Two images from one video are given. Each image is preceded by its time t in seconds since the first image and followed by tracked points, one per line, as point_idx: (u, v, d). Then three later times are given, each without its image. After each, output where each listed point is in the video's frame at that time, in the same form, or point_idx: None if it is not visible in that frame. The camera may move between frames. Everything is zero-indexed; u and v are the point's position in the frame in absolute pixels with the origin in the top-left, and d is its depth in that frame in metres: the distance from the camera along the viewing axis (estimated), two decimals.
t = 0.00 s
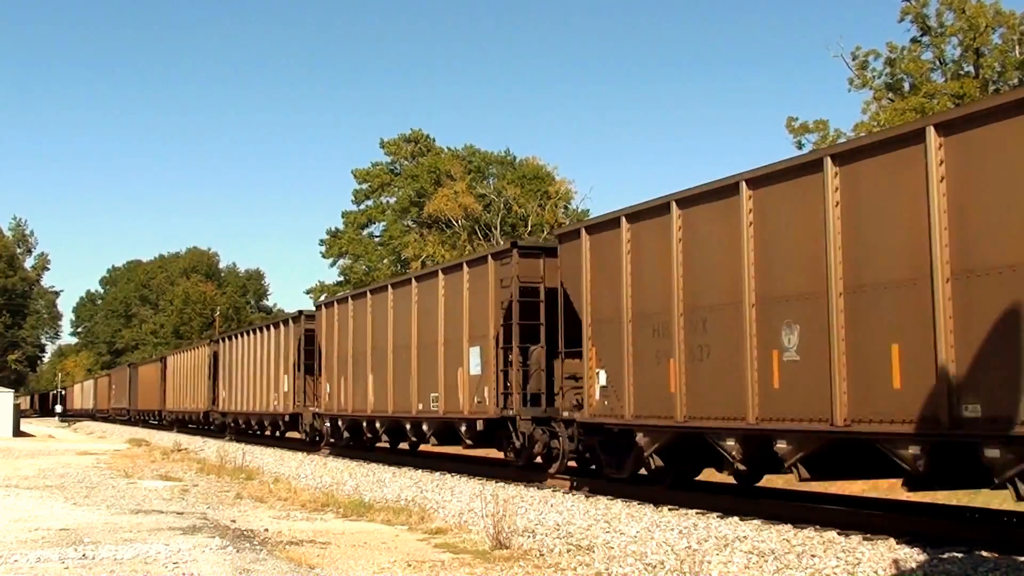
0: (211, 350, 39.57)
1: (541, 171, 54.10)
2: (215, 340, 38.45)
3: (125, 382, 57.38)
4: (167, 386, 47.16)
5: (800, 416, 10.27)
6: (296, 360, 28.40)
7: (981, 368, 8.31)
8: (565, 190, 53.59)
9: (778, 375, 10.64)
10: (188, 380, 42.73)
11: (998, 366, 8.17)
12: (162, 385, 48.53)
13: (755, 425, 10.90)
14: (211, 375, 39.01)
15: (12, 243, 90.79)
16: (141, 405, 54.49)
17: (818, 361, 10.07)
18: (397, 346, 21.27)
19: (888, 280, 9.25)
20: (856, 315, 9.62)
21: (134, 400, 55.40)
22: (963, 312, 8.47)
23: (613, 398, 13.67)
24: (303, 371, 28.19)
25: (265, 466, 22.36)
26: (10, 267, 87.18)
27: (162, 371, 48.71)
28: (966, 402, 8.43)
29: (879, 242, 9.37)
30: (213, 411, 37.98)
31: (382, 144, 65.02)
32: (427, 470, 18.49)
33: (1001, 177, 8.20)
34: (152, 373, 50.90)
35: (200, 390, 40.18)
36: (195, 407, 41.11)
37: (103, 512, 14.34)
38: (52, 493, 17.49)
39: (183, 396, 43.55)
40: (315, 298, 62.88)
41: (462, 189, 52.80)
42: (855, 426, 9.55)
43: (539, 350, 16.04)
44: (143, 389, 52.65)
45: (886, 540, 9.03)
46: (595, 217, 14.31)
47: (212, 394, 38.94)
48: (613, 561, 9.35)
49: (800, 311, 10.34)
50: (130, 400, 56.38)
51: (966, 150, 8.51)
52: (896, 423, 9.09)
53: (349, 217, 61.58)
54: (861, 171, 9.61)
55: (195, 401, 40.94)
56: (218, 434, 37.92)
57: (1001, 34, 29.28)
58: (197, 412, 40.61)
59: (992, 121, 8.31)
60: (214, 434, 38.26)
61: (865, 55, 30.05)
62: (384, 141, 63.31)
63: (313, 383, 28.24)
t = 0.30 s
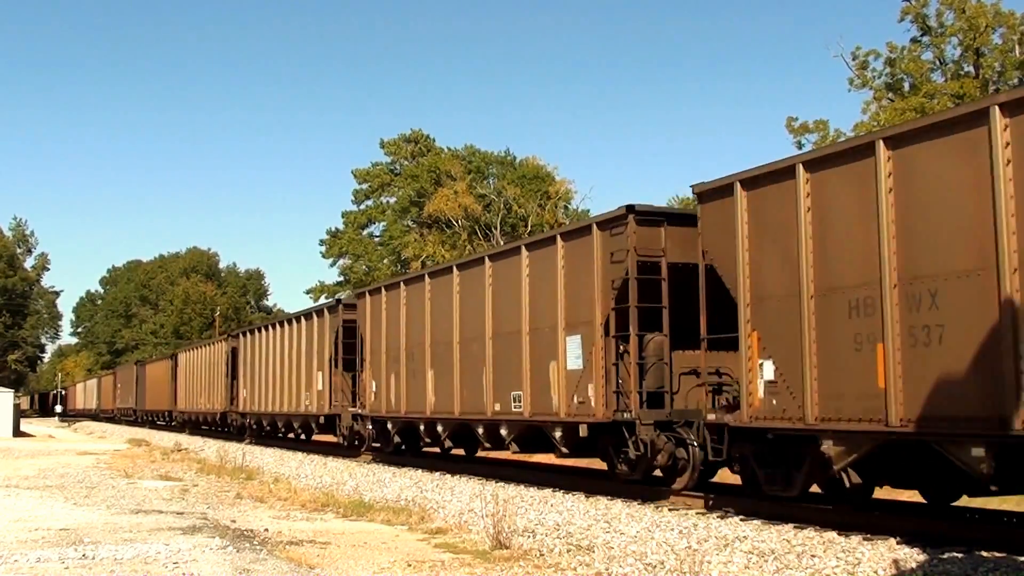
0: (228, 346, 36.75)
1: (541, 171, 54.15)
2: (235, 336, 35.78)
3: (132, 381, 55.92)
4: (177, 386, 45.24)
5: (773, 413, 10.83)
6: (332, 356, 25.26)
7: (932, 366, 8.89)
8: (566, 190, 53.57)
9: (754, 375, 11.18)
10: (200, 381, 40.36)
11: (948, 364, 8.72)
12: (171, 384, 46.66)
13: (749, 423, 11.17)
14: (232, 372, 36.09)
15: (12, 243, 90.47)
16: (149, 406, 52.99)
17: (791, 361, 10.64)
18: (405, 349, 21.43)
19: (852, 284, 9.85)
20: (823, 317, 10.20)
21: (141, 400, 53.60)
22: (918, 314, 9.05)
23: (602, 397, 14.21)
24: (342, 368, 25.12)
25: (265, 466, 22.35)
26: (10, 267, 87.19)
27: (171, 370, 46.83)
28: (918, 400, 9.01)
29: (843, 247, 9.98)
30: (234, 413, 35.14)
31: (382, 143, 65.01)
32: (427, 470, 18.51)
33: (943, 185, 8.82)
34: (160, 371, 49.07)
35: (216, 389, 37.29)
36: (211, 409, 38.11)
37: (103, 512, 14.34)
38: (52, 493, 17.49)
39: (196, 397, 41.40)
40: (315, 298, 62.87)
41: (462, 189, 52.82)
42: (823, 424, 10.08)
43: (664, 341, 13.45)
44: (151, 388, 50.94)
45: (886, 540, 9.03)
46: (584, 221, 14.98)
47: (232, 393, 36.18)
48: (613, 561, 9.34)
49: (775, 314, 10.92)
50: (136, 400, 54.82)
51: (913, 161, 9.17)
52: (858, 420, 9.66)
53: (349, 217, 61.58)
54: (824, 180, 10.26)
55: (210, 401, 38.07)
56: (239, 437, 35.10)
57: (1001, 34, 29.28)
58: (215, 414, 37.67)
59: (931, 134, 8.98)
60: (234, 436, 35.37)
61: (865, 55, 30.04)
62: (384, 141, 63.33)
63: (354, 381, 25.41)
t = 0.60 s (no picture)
0: (253, 341, 34.13)
1: (540, 171, 54.23)
2: (260, 329, 33.09)
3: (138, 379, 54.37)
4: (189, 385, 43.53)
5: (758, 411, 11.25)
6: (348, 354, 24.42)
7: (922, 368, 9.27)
8: (565, 190, 53.60)
9: (737, 372, 11.61)
10: (217, 379, 38.07)
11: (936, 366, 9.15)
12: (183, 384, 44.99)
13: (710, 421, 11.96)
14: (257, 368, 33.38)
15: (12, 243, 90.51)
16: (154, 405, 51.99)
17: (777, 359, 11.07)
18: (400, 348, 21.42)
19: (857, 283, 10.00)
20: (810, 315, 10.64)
21: (150, 399, 52.00)
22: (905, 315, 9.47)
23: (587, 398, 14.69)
24: (375, 365, 22.64)
25: (265, 466, 22.35)
26: (9, 267, 87.19)
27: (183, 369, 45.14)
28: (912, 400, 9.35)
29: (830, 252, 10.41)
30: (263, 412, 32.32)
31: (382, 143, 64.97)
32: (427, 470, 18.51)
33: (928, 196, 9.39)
34: (171, 369, 47.47)
35: (241, 385, 34.47)
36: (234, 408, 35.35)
37: (104, 512, 14.35)
38: (53, 493, 17.49)
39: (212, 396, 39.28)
40: (314, 298, 62.94)
41: (461, 189, 52.81)
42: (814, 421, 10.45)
43: (851, 321, 10.77)
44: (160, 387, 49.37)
45: (886, 540, 9.04)
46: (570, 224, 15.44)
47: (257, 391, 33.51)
48: (613, 561, 9.35)
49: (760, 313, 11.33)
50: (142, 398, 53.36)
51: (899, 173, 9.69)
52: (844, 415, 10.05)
53: (349, 217, 61.58)
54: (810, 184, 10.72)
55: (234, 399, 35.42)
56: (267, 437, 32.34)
57: (1001, 34, 29.26)
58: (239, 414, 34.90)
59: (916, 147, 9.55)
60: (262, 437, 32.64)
61: (864, 55, 30.05)
62: (384, 141, 63.32)
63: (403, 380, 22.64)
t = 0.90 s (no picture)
0: (279, 336, 31.17)
1: (541, 170, 53.93)
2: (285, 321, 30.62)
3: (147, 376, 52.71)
4: (202, 384, 41.36)
5: (729, 411, 11.37)
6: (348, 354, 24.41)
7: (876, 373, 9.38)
8: (565, 190, 53.68)
9: (725, 376, 11.44)
10: (238, 378, 35.28)
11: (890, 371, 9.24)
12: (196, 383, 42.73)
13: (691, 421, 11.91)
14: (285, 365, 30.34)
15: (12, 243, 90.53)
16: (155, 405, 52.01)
17: (739, 362, 11.22)
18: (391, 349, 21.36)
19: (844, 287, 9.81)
20: (773, 318, 10.78)
21: (158, 400, 50.28)
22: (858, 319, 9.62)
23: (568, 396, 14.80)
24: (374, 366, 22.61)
25: (265, 466, 22.34)
26: (10, 267, 87.14)
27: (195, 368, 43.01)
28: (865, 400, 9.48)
29: (791, 258, 10.54)
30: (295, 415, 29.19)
31: (382, 143, 64.93)
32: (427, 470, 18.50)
33: (876, 202, 9.49)
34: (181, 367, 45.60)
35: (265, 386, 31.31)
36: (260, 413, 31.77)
37: (103, 512, 14.34)
38: (52, 493, 17.49)
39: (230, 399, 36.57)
40: (314, 298, 62.99)
41: (462, 189, 52.77)
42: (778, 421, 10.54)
43: None
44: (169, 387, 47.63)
45: (886, 540, 9.04)
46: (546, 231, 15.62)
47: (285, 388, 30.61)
48: (613, 561, 9.34)
49: (727, 316, 11.47)
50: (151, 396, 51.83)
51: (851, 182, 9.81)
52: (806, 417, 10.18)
53: (349, 217, 61.56)
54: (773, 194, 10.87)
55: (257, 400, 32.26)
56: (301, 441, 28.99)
57: (1001, 34, 29.27)
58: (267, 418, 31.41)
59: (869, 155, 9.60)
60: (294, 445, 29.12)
61: (864, 55, 30.07)
62: (384, 141, 63.32)
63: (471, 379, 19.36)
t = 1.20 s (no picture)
0: (314, 328, 28.35)
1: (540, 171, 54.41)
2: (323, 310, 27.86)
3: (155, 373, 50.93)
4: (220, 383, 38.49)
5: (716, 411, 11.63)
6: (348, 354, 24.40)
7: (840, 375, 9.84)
8: (565, 190, 53.75)
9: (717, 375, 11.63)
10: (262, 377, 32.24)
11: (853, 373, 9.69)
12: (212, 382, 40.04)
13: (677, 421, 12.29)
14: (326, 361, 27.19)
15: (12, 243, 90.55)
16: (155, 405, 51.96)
17: (715, 364, 11.67)
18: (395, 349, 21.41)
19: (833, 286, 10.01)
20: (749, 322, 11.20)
21: (167, 400, 48.53)
22: (824, 323, 10.09)
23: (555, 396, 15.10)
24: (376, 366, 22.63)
25: (265, 466, 22.34)
26: (10, 267, 87.08)
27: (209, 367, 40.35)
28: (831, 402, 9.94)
29: (774, 258, 10.82)
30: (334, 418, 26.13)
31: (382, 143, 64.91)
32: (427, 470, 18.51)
33: (840, 210, 9.95)
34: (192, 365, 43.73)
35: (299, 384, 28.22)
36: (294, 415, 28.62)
37: (103, 512, 14.34)
38: (53, 493, 17.49)
39: (254, 399, 33.34)
40: (314, 298, 62.99)
41: (462, 189, 52.76)
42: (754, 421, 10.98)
43: None
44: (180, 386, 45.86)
45: (886, 540, 9.03)
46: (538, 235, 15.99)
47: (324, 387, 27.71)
48: (613, 561, 9.34)
49: (706, 320, 11.92)
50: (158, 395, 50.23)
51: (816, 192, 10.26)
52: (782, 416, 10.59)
53: (349, 217, 61.54)
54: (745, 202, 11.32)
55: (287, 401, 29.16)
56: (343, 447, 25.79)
57: (1001, 34, 29.26)
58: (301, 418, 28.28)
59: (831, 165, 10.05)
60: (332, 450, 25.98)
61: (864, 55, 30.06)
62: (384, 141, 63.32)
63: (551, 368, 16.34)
